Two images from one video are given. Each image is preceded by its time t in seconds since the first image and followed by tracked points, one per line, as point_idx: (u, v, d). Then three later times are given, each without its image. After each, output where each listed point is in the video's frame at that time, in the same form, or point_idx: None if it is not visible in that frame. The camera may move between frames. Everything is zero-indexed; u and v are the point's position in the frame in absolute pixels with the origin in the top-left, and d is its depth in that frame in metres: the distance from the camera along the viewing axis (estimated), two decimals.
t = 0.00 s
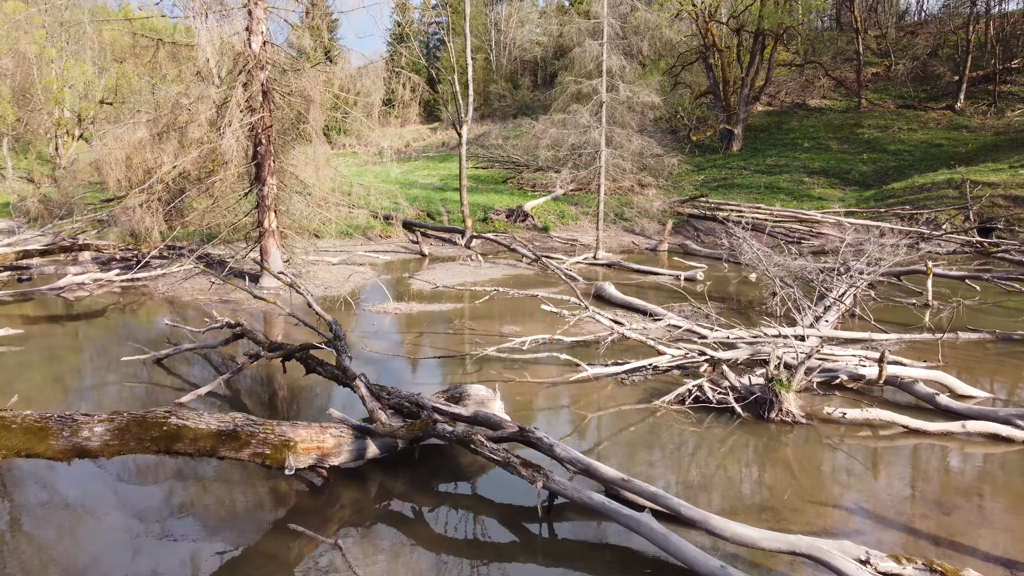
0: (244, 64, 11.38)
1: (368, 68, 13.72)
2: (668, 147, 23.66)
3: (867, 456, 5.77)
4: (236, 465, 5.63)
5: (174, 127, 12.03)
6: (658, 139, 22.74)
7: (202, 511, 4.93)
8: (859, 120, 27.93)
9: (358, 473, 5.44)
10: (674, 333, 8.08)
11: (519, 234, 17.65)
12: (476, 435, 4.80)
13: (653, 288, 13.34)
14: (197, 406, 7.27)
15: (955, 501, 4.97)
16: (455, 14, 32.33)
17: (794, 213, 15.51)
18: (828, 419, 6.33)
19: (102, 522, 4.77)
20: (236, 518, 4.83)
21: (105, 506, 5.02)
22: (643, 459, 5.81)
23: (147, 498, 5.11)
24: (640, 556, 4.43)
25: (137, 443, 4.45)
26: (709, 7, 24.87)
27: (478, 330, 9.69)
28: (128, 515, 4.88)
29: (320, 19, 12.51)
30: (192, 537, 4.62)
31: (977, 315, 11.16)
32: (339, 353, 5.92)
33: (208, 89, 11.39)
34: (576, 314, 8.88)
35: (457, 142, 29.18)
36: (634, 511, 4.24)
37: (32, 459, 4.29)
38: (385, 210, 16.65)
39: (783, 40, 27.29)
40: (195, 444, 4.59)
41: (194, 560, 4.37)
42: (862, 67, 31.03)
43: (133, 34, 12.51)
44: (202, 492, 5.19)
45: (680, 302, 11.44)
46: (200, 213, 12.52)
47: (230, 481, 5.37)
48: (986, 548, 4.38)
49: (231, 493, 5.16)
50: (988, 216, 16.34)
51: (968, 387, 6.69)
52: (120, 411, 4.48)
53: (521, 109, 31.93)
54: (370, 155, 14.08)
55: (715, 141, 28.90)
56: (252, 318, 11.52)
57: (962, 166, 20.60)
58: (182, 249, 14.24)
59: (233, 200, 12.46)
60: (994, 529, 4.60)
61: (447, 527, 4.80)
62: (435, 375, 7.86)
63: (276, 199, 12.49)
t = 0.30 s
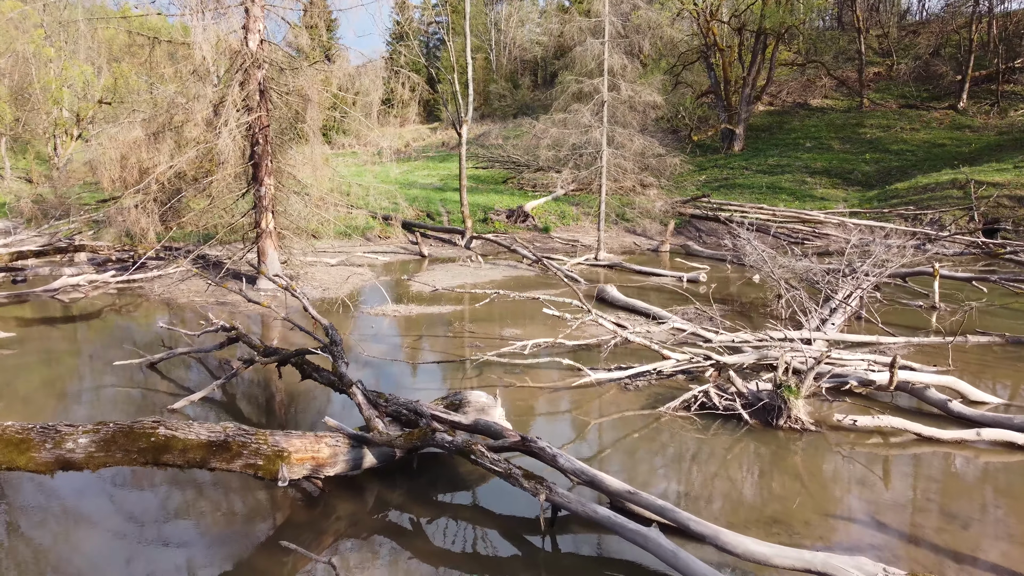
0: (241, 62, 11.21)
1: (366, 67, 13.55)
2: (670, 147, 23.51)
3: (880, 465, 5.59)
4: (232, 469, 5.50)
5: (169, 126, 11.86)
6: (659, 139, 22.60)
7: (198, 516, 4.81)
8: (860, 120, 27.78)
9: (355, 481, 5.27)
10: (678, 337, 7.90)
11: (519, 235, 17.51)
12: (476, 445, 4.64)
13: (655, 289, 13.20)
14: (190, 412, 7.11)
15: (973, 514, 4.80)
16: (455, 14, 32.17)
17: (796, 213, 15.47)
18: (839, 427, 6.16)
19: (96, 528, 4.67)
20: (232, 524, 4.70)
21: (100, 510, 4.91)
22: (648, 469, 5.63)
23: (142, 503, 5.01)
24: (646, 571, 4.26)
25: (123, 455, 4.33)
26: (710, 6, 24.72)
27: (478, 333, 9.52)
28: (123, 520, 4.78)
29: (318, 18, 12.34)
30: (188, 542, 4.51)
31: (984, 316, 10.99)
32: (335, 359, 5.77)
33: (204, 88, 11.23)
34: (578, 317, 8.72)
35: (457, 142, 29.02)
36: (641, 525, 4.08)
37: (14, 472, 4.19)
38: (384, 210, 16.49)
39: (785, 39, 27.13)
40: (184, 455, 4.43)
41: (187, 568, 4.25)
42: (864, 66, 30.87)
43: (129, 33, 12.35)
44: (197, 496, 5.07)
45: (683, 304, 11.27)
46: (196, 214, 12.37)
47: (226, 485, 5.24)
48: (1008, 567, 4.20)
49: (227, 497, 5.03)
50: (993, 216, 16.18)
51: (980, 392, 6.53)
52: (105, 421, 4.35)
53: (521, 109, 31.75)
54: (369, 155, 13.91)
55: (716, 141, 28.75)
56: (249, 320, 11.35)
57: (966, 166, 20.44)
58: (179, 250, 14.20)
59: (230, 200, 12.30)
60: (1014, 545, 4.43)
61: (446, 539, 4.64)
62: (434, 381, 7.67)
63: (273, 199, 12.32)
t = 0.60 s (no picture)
0: (237, 60, 11.03)
1: (365, 66, 13.37)
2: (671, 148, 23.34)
3: (892, 475, 5.44)
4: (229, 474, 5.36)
5: (166, 126, 11.69)
6: (661, 139, 22.44)
7: (195, 521, 4.70)
8: (862, 119, 27.61)
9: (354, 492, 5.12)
10: (682, 341, 7.74)
11: (519, 236, 17.36)
12: (477, 456, 4.48)
13: (657, 291, 13.05)
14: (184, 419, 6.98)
15: (991, 527, 4.65)
16: (455, 13, 32.00)
17: (799, 214, 15.32)
18: (849, 434, 6.00)
19: (89, 531, 4.59)
20: (230, 530, 4.58)
21: (94, 512, 4.83)
22: (654, 482, 5.45)
23: (139, 506, 4.90)
24: None
25: (111, 468, 4.19)
26: (712, 5, 24.55)
27: (479, 337, 9.36)
28: (118, 524, 4.67)
29: (317, 15, 12.16)
30: (183, 545, 4.43)
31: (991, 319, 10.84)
32: (332, 365, 5.60)
33: (201, 87, 11.06)
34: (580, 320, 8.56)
35: (457, 142, 28.85)
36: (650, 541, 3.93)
37: None
38: (383, 211, 16.33)
39: (786, 38, 26.94)
40: (174, 467, 4.28)
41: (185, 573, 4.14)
42: (866, 66, 30.71)
43: (124, 32, 12.18)
44: (194, 501, 4.95)
45: (686, 306, 11.12)
46: (193, 215, 12.21)
47: (224, 491, 5.12)
48: None
49: (223, 506, 4.90)
50: (998, 217, 16.02)
51: (993, 398, 6.36)
52: (90, 433, 4.27)
53: (521, 108, 31.58)
54: (368, 155, 13.75)
55: (717, 142, 28.56)
56: (246, 323, 11.20)
57: (969, 166, 20.28)
58: (176, 251, 14.05)
59: (227, 201, 12.15)
60: None
61: (446, 553, 4.47)
62: (434, 386, 7.51)
63: (271, 200, 12.16)
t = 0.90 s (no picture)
0: (234, 59, 10.86)
1: (364, 65, 13.21)
2: (672, 148, 23.16)
3: (905, 486, 5.29)
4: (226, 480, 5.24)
5: (161, 126, 11.52)
6: (663, 139, 22.27)
7: (192, 526, 4.60)
8: (865, 119, 27.44)
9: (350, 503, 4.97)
10: (687, 346, 7.57)
11: (520, 237, 17.21)
12: (478, 468, 4.32)
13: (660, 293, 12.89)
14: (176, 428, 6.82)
15: (1008, 542, 4.51)
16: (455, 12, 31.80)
17: (803, 214, 15.17)
18: (860, 443, 5.84)
19: (86, 537, 4.49)
20: (228, 536, 4.49)
21: (91, 517, 4.73)
22: (660, 494, 5.29)
23: (136, 511, 4.81)
24: None
25: (98, 482, 4.05)
26: (713, 4, 24.37)
27: (479, 340, 9.20)
28: (114, 529, 4.58)
29: (315, 14, 11.99)
30: (181, 550, 4.33)
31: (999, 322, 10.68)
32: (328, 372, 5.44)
33: (196, 87, 10.88)
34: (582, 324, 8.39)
35: (457, 141, 28.67)
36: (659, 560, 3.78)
37: None
38: (382, 211, 16.17)
39: (788, 37, 26.74)
40: (163, 481, 4.14)
41: None
42: (869, 66, 30.54)
43: (118, 30, 11.98)
44: (191, 506, 4.84)
45: (689, 309, 10.96)
46: (189, 216, 12.05)
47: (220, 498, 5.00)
48: None
49: (217, 516, 4.77)
50: (1003, 218, 15.86)
51: (1007, 405, 6.20)
52: (73, 446, 4.17)
53: (522, 108, 31.38)
54: (367, 155, 13.59)
55: (719, 141, 28.37)
56: (243, 326, 11.04)
57: (973, 167, 20.11)
58: (173, 252, 13.89)
59: (224, 202, 11.98)
60: None
61: (445, 567, 4.32)
62: (434, 392, 7.34)
63: (268, 201, 11.98)
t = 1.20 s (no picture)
0: (230, 58, 10.69)
1: (363, 65, 13.03)
2: (674, 148, 23.00)
3: (919, 499, 5.13)
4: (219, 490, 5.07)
5: (156, 126, 11.34)
6: (664, 139, 22.11)
7: (190, 534, 4.48)
8: (867, 119, 27.28)
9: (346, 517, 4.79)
10: (692, 352, 7.38)
11: (520, 238, 17.05)
12: (479, 483, 4.15)
13: (662, 295, 12.72)
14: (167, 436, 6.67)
15: None
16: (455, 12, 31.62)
17: (806, 215, 15.02)
18: (872, 453, 5.68)
19: (81, 542, 4.39)
20: (222, 548, 4.34)
21: (89, 521, 4.64)
22: (666, 507, 5.12)
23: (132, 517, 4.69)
24: None
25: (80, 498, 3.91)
26: (715, 4, 24.18)
27: (478, 345, 9.02)
28: (109, 536, 4.46)
29: (313, 13, 11.83)
30: (175, 559, 4.19)
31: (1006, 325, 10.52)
32: (323, 381, 5.27)
33: (191, 86, 10.71)
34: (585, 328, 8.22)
35: (456, 141, 28.49)
36: None
37: None
38: (381, 212, 16.00)
39: (790, 37, 26.55)
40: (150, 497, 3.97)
41: None
42: (871, 65, 30.36)
43: (113, 28, 11.79)
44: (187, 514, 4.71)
45: (692, 312, 10.80)
46: (185, 218, 11.88)
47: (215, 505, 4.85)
48: None
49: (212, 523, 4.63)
50: (1008, 219, 15.70)
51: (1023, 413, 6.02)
52: (54, 464, 4.13)
53: (522, 108, 31.17)
54: (366, 156, 13.42)
55: (720, 142, 28.22)
56: (239, 329, 10.88)
57: (977, 167, 19.93)
58: (170, 254, 13.72)
59: (221, 203, 11.80)
60: None
61: None
62: (432, 399, 7.15)
63: (265, 202, 11.78)
